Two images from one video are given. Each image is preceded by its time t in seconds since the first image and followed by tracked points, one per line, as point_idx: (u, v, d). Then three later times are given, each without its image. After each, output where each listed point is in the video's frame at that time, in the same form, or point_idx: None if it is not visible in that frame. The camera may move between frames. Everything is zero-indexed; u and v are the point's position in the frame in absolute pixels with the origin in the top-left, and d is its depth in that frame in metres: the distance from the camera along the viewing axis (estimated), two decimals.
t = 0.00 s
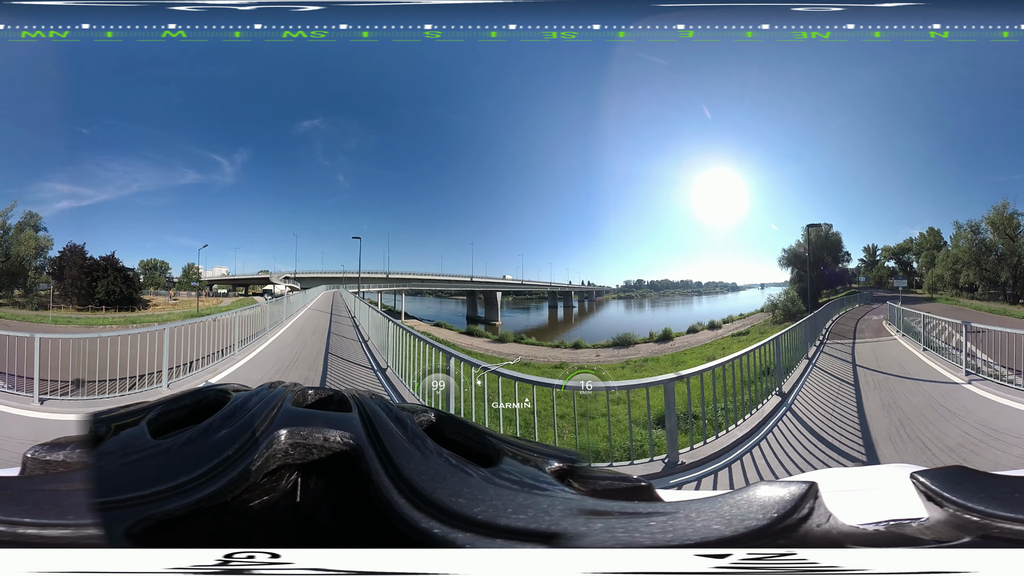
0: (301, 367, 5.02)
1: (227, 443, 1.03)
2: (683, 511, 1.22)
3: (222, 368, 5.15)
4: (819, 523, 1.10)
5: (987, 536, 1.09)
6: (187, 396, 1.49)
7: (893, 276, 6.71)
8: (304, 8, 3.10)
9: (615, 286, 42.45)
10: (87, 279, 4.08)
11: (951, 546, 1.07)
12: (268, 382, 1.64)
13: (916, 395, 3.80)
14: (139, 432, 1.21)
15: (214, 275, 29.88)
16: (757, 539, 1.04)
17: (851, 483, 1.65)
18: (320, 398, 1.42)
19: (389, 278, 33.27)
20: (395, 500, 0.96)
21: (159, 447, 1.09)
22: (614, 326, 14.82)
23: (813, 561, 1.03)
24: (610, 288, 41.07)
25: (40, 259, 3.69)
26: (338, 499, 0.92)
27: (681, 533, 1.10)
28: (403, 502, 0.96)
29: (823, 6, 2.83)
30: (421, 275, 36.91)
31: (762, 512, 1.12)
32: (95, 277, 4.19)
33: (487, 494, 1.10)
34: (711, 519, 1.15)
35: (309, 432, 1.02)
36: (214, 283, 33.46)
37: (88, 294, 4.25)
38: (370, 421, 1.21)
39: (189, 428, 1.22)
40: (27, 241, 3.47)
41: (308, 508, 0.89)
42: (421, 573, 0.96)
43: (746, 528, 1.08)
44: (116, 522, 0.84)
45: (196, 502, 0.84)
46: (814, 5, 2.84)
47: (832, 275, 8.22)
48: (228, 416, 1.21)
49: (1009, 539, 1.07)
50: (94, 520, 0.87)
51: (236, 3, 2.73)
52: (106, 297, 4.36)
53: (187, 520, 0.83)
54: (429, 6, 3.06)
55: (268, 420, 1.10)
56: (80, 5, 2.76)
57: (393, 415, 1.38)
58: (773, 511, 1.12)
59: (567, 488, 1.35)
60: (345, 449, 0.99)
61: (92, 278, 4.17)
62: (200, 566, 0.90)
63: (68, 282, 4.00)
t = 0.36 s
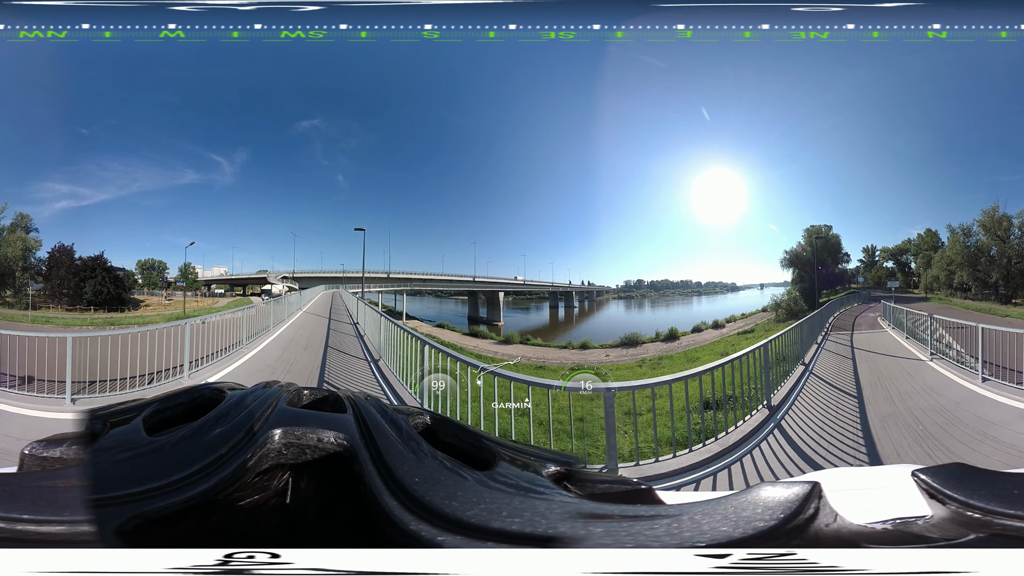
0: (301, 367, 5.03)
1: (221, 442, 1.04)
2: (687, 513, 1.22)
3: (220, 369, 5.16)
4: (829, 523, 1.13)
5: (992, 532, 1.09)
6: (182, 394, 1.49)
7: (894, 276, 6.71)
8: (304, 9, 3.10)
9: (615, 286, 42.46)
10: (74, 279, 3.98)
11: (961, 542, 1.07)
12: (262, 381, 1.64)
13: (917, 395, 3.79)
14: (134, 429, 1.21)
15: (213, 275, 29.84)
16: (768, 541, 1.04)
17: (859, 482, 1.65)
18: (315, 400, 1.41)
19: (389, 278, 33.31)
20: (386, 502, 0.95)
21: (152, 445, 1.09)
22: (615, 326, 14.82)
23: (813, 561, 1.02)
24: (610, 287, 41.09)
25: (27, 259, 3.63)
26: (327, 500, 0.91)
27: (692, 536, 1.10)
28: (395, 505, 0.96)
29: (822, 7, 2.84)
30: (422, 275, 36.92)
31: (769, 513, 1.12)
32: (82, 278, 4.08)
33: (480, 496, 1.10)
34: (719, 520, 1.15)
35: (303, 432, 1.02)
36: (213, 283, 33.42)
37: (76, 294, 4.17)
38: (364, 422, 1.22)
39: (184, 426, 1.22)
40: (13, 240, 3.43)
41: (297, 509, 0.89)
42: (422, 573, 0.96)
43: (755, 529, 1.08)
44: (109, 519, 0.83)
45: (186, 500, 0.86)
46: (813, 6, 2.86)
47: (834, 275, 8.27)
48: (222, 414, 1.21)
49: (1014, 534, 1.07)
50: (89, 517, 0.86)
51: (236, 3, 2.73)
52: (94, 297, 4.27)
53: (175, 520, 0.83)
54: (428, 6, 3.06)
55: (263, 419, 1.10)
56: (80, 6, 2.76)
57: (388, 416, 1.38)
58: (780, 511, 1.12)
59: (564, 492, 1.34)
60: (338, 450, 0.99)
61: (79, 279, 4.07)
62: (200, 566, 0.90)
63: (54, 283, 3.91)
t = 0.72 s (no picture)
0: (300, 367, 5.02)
1: (216, 439, 1.04)
2: (687, 515, 1.23)
3: (219, 369, 5.17)
4: (832, 524, 1.13)
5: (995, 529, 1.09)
6: (179, 391, 1.49)
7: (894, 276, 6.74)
8: (305, 9, 3.11)
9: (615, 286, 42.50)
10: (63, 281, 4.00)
11: (967, 541, 1.06)
12: (258, 381, 1.64)
13: (916, 395, 3.80)
14: (131, 426, 1.21)
15: (213, 275, 29.81)
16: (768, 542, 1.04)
17: (861, 483, 1.65)
18: (310, 399, 1.42)
19: (390, 278, 33.33)
20: (379, 502, 0.95)
21: (148, 443, 1.09)
22: (614, 327, 14.82)
23: (813, 561, 1.02)
24: (610, 288, 41.13)
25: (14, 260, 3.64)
26: (320, 498, 0.91)
27: (688, 538, 1.10)
28: (387, 504, 0.96)
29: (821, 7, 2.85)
30: (422, 275, 36.93)
31: (771, 515, 1.12)
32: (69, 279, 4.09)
33: (473, 498, 1.11)
34: (720, 523, 1.16)
35: (298, 431, 1.04)
36: (213, 284, 33.38)
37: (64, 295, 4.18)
38: (360, 422, 1.22)
39: (180, 424, 1.22)
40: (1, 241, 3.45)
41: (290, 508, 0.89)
42: (421, 573, 0.96)
43: (757, 531, 1.08)
44: (105, 517, 0.83)
45: (183, 497, 0.85)
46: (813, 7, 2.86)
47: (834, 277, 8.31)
48: (217, 413, 1.21)
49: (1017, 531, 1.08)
50: (85, 514, 0.86)
51: (236, 3, 2.73)
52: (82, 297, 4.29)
53: (172, 517, 0.83)
54: (429, 6, 3.06)
55: (257, 417, 1.11)
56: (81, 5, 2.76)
57: (384, 416, 1.39)
58: (783, 511, 1.12)
59: (561, 494, 1.34)
60: (333, 450, 1.01)
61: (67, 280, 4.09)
62: (200, 566, 0.90)
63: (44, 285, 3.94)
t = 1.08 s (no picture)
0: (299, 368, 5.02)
1: (210, 443, 1.04)
2: (684, 511, 1.21)
3: (216, 369, 5.16)
4: (819, 521, 1.12)
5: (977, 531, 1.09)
6: (171, 395, 1.49)
7: (893, 277, 6.76)
8: (304, 8, 3.10)
9: (615, 286, 42.53)
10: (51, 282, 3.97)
11: (945, 541, 1.07)
12: (252, 383, 1.64)
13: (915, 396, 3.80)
14: (123, 428, 1.22)
15: (212, 275, 29.78)
16: (758, 541, 1.04)
17: (856, 481, 1.65)
18: (306, 402, 1.42)
19: (389, 278, 33.33)
20: (379, 504, 0.95)
21: (140, 446, 1.09)
22: (614, 327, 14.84)
23: (813, 561, 1.02)
24: (610, 288, 41.15)
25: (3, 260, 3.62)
26: (318, 501, 0.91)
27: (677, 535, 1.10)
28: (388, 507, 0.96)
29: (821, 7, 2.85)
30: (422, 275, 36.94)
31: (764, 511, 1.13)
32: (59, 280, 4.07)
33: (472, 498, 1.10)
34: (714, 520, 1.15)
35: (294, 434, 1.03)
36: (213, 284, 33.34)
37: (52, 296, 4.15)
38: (356, 425, 1.22)
39: (174, 427, 1.22)
40: None
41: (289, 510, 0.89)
42: (420, 573, 0.96)
43: (749, 528, 1.09)
44: (94, 519, 0.83)
45: (175, 501, 0.86)
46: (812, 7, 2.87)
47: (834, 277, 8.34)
48: (212, 416, 1.21)
49: (1000, 534, 1.07)
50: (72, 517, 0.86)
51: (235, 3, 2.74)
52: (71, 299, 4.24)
53: (165, 519, 0.83)
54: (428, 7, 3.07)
55: (252, 420, 1.11)
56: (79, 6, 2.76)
57: (380, 418, 1.39)
58: (772, 510, 1.13)
59: (560, 493, 1.34)
60: (330, 452, 1.00)
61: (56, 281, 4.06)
62: (200, 566, 0.90)
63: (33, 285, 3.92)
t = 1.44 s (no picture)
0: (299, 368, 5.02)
1: (211, 446, 1.03)
2: (700, 510, 1.22)
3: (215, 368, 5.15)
4: (832, 517, 1.12)
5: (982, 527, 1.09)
6: (176, 397, 1.49)
7: (891, 277, 6.78)
8: (304, 8, 3.11)
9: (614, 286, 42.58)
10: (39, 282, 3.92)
11: (950, 535, 1.07)
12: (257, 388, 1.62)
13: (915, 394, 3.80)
14: (127, 428, 1.22)
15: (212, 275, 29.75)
16: (781, 539, 1.04)
17: (868, 477, 1.64)
18: (311, 405, 1.43)
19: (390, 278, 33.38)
20: (384, 508, 0.95)
21: (143, 446, 1.09)
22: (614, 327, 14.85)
23: (813, 561, 1.02)
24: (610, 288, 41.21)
25: None
26: (320, 506, 0.92)
27: (701, 535, 1.10)
28: (394, 511, 0.96)
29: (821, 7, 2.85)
30: (422, 275, 36.95)
31: (776, 508, 1.14)
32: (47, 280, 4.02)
33: (481, 501, 1.10)
34: (731, 519, 1.16)
35: (298, 437, 1.00)
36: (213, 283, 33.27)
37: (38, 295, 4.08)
38: (361, 429, 1.22)
39: (177, 428, 1.22)
40: None
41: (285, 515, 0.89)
42: (419, 573, 0.95)
43: (767, 525, 1.09)
44: (88, 518, 0.84)
45: (172, 502, 0.86)
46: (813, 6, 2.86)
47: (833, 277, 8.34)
48: (215, 419, 1.21)
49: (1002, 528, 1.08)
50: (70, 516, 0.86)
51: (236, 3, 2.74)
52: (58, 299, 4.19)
53: (165, 520, 0.84)
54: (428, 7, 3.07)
55: (257, 423, 1.11)
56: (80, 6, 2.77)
57: (387, 423, 1.39)
58: (785, 506, 1.14)
59: (573, 495, 1.34)
60: (333, 457, 0.97)
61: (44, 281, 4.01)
62: (200, 566, 0.90)
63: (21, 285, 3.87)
